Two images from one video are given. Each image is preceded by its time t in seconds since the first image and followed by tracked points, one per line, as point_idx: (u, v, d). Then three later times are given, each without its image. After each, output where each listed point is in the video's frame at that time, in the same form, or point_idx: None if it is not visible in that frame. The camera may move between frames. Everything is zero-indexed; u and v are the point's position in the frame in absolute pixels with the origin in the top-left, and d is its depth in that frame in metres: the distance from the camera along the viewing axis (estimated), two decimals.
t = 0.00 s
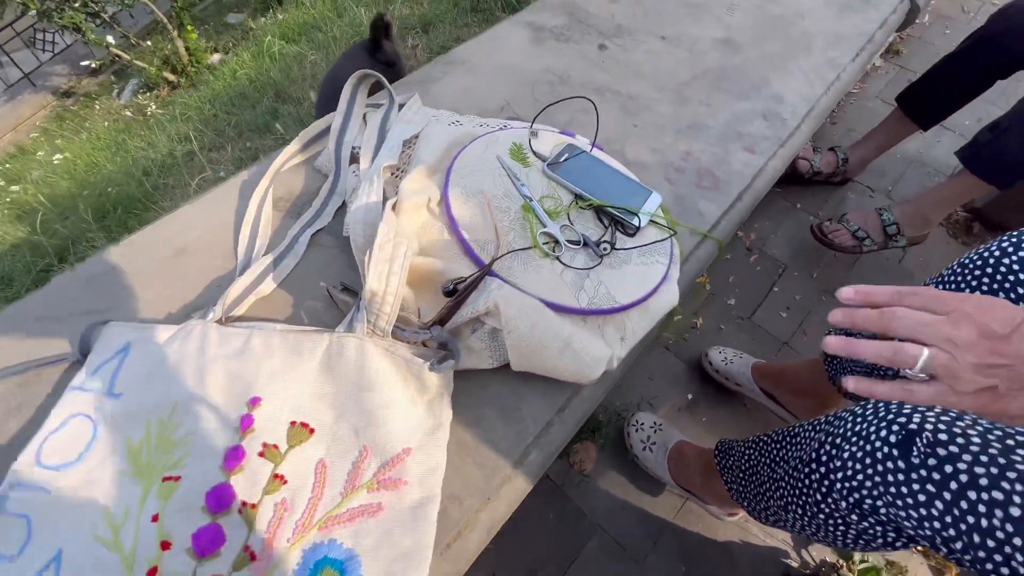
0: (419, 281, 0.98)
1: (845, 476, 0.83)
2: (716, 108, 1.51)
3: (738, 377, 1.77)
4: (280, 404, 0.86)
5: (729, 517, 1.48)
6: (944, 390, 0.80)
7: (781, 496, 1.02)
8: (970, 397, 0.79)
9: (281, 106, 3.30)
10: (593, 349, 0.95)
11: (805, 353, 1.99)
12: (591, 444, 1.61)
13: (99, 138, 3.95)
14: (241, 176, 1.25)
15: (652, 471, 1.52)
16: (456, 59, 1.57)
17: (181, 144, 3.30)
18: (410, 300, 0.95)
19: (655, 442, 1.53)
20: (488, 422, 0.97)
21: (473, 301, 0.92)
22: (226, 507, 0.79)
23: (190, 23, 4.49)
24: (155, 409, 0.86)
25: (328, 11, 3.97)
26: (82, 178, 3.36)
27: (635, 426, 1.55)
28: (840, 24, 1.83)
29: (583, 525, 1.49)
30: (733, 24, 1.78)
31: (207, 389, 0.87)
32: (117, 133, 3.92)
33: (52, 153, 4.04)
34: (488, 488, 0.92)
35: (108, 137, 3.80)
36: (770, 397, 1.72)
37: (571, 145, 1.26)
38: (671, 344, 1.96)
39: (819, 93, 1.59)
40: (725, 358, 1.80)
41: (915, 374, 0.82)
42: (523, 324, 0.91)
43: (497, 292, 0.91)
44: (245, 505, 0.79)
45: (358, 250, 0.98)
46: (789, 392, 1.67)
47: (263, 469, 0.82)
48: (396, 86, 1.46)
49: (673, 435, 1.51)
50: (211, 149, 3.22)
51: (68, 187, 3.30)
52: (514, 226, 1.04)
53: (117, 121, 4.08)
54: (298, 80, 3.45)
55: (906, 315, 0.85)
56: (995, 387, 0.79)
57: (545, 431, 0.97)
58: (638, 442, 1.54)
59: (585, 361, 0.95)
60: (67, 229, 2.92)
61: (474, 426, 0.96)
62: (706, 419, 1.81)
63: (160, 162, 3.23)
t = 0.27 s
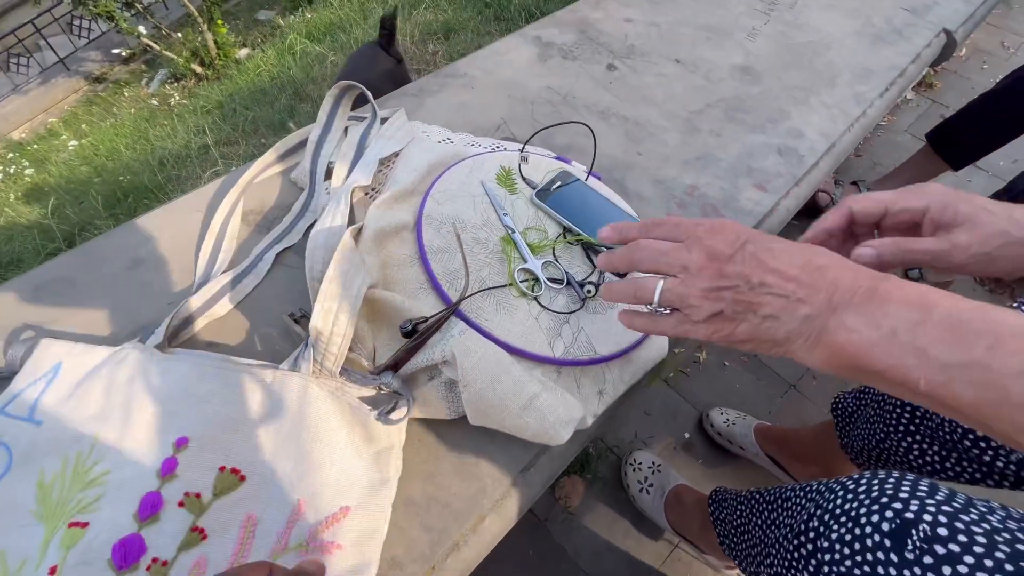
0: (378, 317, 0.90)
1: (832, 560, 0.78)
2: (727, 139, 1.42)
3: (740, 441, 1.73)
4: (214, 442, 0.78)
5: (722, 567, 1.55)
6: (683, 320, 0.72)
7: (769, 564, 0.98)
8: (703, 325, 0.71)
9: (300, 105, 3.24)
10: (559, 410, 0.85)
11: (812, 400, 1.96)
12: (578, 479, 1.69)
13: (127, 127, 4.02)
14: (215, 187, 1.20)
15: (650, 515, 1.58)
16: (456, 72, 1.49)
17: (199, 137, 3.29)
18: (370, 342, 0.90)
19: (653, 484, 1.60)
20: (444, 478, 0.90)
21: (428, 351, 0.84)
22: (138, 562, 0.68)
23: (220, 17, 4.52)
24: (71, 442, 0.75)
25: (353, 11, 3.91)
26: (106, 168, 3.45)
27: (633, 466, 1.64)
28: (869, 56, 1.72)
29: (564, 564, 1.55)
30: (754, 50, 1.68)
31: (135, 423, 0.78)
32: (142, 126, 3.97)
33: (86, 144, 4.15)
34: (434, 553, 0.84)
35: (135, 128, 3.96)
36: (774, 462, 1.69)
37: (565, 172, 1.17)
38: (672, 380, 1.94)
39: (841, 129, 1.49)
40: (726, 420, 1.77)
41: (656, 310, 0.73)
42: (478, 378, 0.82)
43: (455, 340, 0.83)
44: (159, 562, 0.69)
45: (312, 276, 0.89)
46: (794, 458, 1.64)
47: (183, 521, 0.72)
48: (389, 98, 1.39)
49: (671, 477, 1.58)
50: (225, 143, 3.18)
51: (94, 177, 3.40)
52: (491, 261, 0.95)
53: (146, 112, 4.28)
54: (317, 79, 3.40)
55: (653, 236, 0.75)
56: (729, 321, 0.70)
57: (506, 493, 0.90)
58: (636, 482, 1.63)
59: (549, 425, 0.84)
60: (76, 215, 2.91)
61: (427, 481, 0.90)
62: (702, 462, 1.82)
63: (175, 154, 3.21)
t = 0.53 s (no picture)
0: (379, 333, 0.90)
1: None
2: (749, 161, 1.38)
3: (751, 469, 1.67)
4: (215, 447, 0.78)
5: None
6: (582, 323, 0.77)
7: None
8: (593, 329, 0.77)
9: (328, 107, 3.27)
10: (559, 437, 0.84)
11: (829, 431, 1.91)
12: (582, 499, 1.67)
13: (161, 122, 4.15)
14: (230, 190, 1.22)
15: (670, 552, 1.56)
16: (476, 83, 1.49)
17: (227, 134, 3.36)
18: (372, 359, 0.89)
19: (674, 521, 1.58)
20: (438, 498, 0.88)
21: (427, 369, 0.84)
22: (124, 569, 0.66)
23: (255, 19, 4.64)
24: (72, 441, 0.75)
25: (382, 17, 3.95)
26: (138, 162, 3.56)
27: (655, 501, 1.62)
28: (902, 80, 1.66)
29: None
30: (781, 70, 1.64)
31: (134, 426, 0.78)
32: (175, 121, 4.08)
33: (120, 137, 4.29)
34: None
35: (167, 124, 4.08)
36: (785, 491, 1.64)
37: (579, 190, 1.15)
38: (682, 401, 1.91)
39: (870, 154, 1.44)
40: (737, 446, 1.72)
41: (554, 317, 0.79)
42: (478, 400, 0.81)
43: (456, 360, 0.83)
44: (145, 569, 0.67)
45: (317, 286, 0.89)
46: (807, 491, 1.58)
47: (173, 528, 0.70)
48: (407, 108, 1.39)
49: (693, 515, 1.57)
50: (252, 142, 3.23)
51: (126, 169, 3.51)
52: (499, 279, 0.93)
53: (179, 108, 4.41)
54: (344, 82, 3.44)
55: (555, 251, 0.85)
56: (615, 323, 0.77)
57: (501, 519, 0.89)
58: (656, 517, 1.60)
59: (548, 451, 0.84)
60: (104, 206, 2.98)
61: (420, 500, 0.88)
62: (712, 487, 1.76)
63: (204, 150, 3.28)
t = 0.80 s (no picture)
0: (383, 355, 0.92)
1: None
2: (753, 186, 1.39)
3: (755, 492, 1.66)
4: (221, 459, 0.81)
5: None
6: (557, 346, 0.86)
7: None
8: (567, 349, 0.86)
9: (344, 118, 3.32)
10: (555, 465, 0.85)
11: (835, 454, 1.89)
12: (585, 516, 1.67)
13: (181, 129, 4.25)
14: (244, 209, 1.26)
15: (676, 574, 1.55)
16: (485, 106, 1.52)
17: (245, 143, 3.43)
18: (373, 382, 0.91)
19: (681, 543, 1.57)
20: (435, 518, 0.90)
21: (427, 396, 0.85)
22: None
23: (275, 30, 4.75)
24: (85, 454, 0.79)
25: (399, 29, 4.02)
26: (158, 168, 3.66)
27: (663, 522, 1.61)
28: (911, 106, 1.67)
29: None
30: (788, 95, 1.65)
31: (144, 441, 0.81)
32: (195, 128, 4.18)
33: (141, 143, 4.40)
34: None
35: (187, 131, 4.18)
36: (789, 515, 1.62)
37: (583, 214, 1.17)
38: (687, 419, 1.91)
39: (875, 181, 1.44)
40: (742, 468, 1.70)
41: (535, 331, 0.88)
42: (474, 427, 0.81)
43: (453, 387, 0.84)
44: None
45: (323, 308, 0.92)
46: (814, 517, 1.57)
47: (177, 543, 0.73)
48: (417, 129, 1.43)
49: (701, 537, 1.57)
50: (269, 151, 3.29)
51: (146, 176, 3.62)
52: (500, 305, 0.97)
53: (199, 116, 4.52)
54: (360, 94, 3.50)
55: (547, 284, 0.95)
56: (586, 352, 0.86)
57: (497, 541, 0.89)
58: (664, 539, 1.59)
59: (542, 478, 0.84)
60: (124, 212, 3.05)
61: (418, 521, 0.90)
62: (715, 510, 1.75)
63: (223, 158, 3.36)
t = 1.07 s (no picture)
0: (377, 365, 0.95)
1: None
2: (744, 198, 1.42)
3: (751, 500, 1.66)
4: (218, 464, 0.84)
5: None
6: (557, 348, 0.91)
7: None
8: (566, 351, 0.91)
9: (348, 128, 3.36)
10: (538, 476, 0.86)
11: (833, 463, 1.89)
12: (582, 524, 1.69)
13: (189, 139, 4.33)
14: (244, 221, 1.30)
15: None
16: (481, 120, 1.56)
17: (251, 152, 3.49)
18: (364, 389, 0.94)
19: (678, 546, 1.58)
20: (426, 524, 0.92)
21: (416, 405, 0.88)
22: None
23: (281, 41, 4.83)
24: (87, 460, 0.81)
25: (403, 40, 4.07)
26: (167, 176, 3.74)
27: (660, 526, 1.63)
28: (903, 117, 1.68)
29: None
30: (781, 107, 1.68)
31: (144, 447, 0.84)
32: (202, 138, 4.25)
33: (149, 153, 4.48)
34: None
35: (195, 140, 4.26)
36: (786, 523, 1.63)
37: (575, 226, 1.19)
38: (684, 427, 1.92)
39: (866, 192, 1.46)
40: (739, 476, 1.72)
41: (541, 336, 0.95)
42: (461, 437, 0.85)
43: (443, 398, 0.87)
44: None
45: (319, 319, 0.95)
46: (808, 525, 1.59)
47: (174, 547, 0.76)
48: (415, 143, 1.47)
49: (698, 541, 1.58)
50: (274, 160, 3.35)
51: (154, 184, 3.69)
52: (492, 316, 0.99)
53: (207, 125, 4.61)
54: (364, 104, 3.54)
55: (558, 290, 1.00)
56: (584, 354, 0.90)
57: (485, 547, 0.92)
58: (661, 543, 1.60)
59: (524, 488, 0.86)
60: (132, 220, 3.11)
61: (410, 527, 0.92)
62: (712, 518, 1.76)
63: (229, 167, 3.42)
